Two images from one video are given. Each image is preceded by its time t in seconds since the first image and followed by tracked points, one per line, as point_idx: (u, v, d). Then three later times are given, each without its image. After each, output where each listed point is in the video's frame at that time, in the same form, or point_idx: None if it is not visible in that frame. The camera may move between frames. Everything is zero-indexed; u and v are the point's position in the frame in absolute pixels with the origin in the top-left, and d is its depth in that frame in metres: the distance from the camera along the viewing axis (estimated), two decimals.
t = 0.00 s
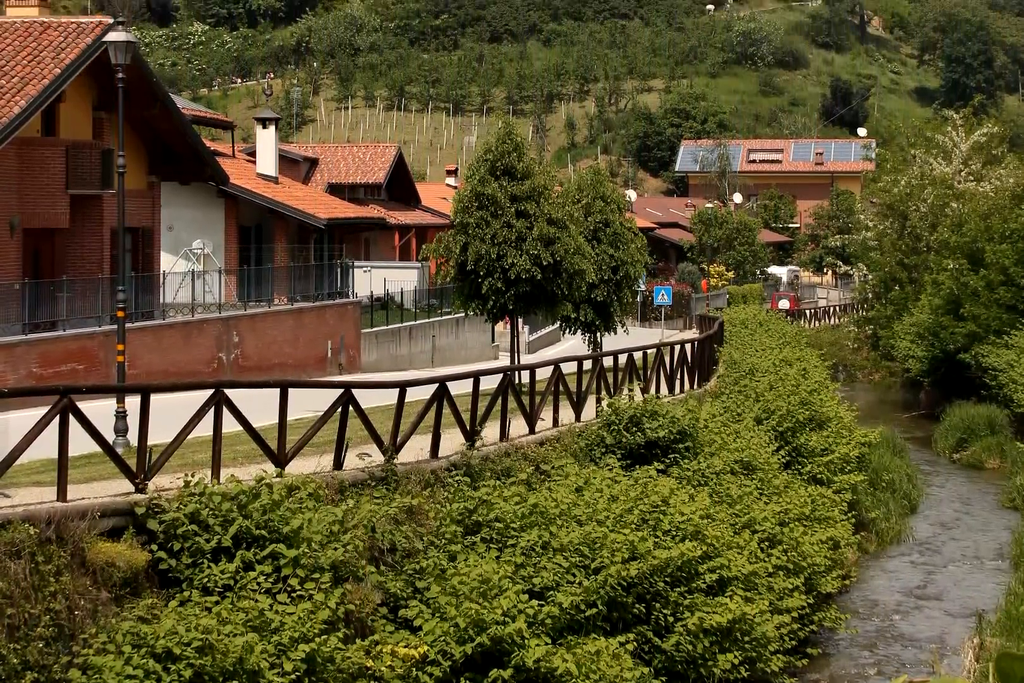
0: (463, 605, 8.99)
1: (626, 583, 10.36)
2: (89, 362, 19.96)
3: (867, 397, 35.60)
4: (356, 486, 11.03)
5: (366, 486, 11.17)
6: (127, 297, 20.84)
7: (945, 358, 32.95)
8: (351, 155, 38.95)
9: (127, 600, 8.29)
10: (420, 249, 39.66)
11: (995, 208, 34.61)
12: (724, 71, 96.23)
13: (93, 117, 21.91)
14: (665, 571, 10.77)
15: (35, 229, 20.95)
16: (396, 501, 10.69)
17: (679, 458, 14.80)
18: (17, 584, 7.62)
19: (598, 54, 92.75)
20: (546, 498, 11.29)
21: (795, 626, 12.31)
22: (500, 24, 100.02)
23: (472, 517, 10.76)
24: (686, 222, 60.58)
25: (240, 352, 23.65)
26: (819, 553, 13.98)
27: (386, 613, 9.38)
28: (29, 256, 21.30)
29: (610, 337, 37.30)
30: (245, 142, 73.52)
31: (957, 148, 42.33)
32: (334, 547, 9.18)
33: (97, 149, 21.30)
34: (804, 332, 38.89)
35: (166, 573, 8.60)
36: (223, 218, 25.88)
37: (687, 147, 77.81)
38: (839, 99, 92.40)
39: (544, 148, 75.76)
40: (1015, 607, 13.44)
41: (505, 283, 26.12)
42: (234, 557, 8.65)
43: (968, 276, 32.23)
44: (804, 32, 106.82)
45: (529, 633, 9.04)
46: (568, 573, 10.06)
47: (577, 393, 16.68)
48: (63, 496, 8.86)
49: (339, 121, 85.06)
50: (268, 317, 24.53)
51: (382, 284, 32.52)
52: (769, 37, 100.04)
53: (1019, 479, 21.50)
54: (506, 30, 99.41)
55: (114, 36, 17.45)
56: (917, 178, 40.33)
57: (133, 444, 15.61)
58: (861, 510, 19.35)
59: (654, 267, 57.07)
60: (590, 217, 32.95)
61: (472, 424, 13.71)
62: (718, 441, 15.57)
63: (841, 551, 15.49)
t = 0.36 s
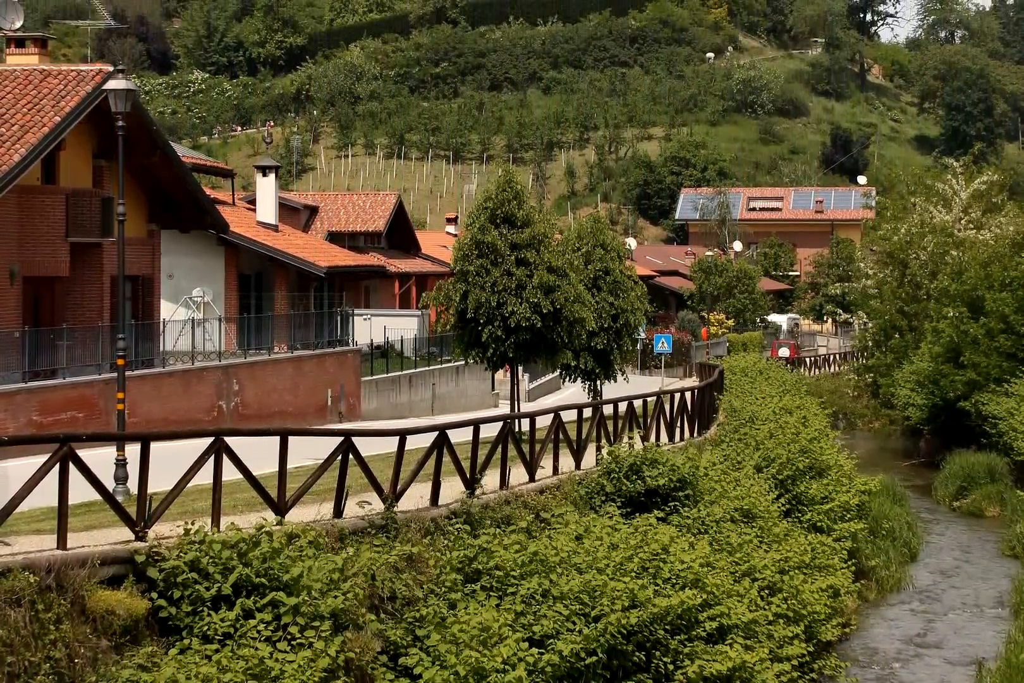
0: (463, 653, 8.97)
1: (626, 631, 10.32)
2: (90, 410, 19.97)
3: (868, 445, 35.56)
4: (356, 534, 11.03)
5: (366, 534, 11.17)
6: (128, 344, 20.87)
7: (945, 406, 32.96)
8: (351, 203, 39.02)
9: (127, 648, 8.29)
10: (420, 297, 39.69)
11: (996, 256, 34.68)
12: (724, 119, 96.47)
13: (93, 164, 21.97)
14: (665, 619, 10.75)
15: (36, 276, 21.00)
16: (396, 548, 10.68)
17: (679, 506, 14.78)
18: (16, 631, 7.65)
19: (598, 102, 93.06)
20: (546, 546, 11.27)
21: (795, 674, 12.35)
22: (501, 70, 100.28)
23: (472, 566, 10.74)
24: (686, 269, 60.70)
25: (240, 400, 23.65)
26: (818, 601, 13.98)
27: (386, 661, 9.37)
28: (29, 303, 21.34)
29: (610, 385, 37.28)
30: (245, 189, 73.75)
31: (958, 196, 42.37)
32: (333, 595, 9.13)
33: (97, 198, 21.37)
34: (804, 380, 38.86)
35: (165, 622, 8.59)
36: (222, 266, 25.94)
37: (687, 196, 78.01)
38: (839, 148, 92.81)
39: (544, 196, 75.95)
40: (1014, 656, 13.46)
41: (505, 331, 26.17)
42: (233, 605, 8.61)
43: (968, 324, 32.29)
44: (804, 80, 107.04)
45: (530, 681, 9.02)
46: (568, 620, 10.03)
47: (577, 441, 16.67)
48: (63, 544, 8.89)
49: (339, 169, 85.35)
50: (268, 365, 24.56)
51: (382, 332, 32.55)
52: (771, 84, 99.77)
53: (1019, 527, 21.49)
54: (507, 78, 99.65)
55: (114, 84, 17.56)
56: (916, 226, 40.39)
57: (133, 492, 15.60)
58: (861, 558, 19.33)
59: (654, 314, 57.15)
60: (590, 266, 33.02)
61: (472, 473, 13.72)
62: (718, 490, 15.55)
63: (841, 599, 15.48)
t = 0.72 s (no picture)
0: None
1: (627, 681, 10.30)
2: (89, 459, 19.97)
3: (867, 494, 35.54)
4: (356, 583, 11.04)
5: (367, 583, 11.18)
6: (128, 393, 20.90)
7: (945, 455, 32.96)
8: (352, 252, 39.14)
9: None
10: (420, 346, 39.72)
11: (996, 305, 34.77)
12: (724, 168, 96.68)
13: (93, 213, 22.04)
14: (665, 668, 10.75)
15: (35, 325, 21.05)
16: (396, 598, 10.68)
17: (679, 555, 14.76)
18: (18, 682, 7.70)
19: (598, 151, 93.40)
20: (546, 595, 11.26)
21: None
22: (501, 119, 100.56)
23: (472, 613, 10.70)
24: (686, 318, 60.80)
25: (239, 449, 23.66)
26: (818, 650, 13.97)
27: None
28: (29, 352, 21.38)
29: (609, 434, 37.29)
30: (244, 239, 73.95)
31: (958, 245, 42.44)
32: (334, 644, 9.11)
33: (97, 248, 21.44)
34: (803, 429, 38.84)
35: (166, 671, 8.59)
36: (223, 316, 25.98)
37: (687, 245, 78.24)
38: (839, 197, 93.20)
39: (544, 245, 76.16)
40: None
41: (505, 379, 26.23)
42: (234, 653, 8.57)
43: (968, 373, 32.32)
44: (803, 128, 107.25)
45: None
46: (568, 670, 10.02)
47: (578, 491, 16.67)
48: (63, 593, 8.90)
49: (339, 219, 85.60)
50: (268, 413, 24.57)
51: (382, 380, 32.57)
52: (771, 132, 100.11)
53: (1019, 576, 21.47)
54: (507, 128, 99.92)
55: (114, 133, 17.70)
56: (916, 276, 40.53)
57: (133, 541, 15.59)
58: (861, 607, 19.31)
59: (654, 362, 57.21)
60: (590, 315, 33.08)
61: (472, 521, 13.72)
62: (718, 539, 15.54)
63: (841, 648, 15.45)
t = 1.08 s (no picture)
0: None
1: None
2: (90, 509, 19.96)
3: (867, 544, 35.46)
4: (356, 632, 11.05)
5: (366, 632, 11.19)
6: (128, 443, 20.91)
7: (945, 505, 32.95)
8: (352, 301, 39.22)
9: None
10: (420, 395, 39.75)
11: (996, 354, 34.84)
12: (723, 218, 96.87)
13: (93, 263, 22.10)
14: None
15: (35, 375, 21.07)
16: (396, 648, 10.69)
17: (679, 605, 14.75)
18: None
19: (598, 201, 93.68)
20: (546, 645, 11.24)
21: None
22: (501, 169, 100.84)
23: (472, 663, 10.67)
24: (686, 367, 60.88)
25: (239, 499, 23.65)
26: None
27: None
28: (29, 402, 21.39)
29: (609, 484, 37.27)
30: (245, 289, 74.17)
31: (957, 295, 42.55)
32: None
33: (96, 297, 21.51)
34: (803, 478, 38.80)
35: None
36: (222, 366, 26.03)
37: (687, 295, 78.43)
38: (839, 247, 93.48)
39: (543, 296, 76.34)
40: None
41: (505, 429, 26.24)
42: None
43: (968, 423, 32.34)
44: (803, 178, 107.46)
45: None
46: None
47: (578, 541, 16.67)
48: (63, 642, 8.90)
49: (339, 268, 85.89)
50: (268, 463, 24.57)
51: (382, 430, 32.60)
52: (772, 179, 100.27)
53: (1020, 626, 21.45)
54: (507, 178, 100.19)
55: (114, 182, 17.81)
56: (917, 325, 40.68)
57: (133, 591, 15.60)
58: (861, 656, 19.31)
59: (654, 412, 57.26)
60: (590, 364, 33.14)
61: (471, 571, 13.73)
62: (718, 589, 15.55)
63: None
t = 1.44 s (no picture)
0: None
1: None
2: (90, 559, 19.95)
3: (867, 594, 35.41)
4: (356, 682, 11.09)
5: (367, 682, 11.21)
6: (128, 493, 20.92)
7: (945, 555, 32.94)
8: (352, 351, 39.27)
9: None
10: (420, 445, 39.74)
11: (996, 403, 34.91)
12: (724, 267, 97.07)
13: (92, 314, 22.17)
14: None
15: (35, 425, 21.12)
16: None
17: (679, 655, 14.72)
18: None
19: (598, 251, 93.94)
20: None
21: None
22: (501, 219, 101.14)
23: None
24: (686, 417, 60.89)
25: (239, 549, 23.63)
26: None
27: None
28: (29, 452, 21.42)
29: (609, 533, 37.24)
30: (244, 337, 74.32)
31: (957, 344, 42.64)
32: None
33: (97, 347, 21.57)
34: (803, 528, 38.77)
35: None
36: (222, 416, 26.06)
37: (687, 345, 78.50)
38: (839, 296, 93.68)
39: (543, 345, 76.51)
40: None
41: (505, 480, 26.29)
42: None
43: (968, 472, 32.33)
44: (802, 228, 107.69)
45: None
46: None
47: (578, 590, 16.67)
48: None
49: (339, 317, 86.13)
50: (268, 513, 24.57)
51: (382, 480, 32.58)
52: (772, 227, 100.49)
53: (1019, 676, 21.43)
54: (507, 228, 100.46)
55: (114, 232, 17.90)
56: (916, 375, 40.85)
57: (132, 640, 15.59)
58: None
59: (654, 462, 57.25)
60: (590, 414, 33.17)
61: (471, 620, 13.74)
62: (718, 638, 15.55)
63: None
